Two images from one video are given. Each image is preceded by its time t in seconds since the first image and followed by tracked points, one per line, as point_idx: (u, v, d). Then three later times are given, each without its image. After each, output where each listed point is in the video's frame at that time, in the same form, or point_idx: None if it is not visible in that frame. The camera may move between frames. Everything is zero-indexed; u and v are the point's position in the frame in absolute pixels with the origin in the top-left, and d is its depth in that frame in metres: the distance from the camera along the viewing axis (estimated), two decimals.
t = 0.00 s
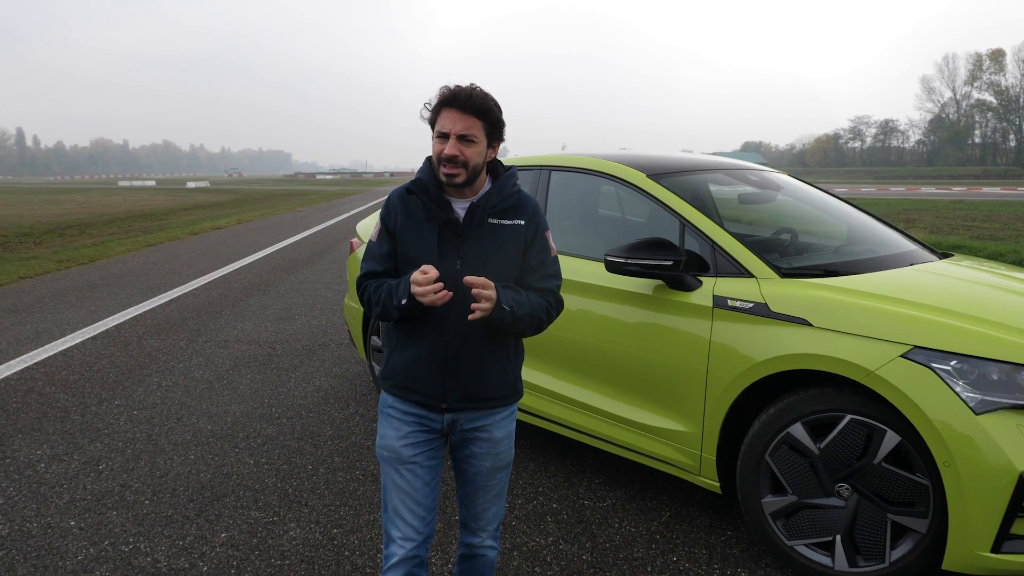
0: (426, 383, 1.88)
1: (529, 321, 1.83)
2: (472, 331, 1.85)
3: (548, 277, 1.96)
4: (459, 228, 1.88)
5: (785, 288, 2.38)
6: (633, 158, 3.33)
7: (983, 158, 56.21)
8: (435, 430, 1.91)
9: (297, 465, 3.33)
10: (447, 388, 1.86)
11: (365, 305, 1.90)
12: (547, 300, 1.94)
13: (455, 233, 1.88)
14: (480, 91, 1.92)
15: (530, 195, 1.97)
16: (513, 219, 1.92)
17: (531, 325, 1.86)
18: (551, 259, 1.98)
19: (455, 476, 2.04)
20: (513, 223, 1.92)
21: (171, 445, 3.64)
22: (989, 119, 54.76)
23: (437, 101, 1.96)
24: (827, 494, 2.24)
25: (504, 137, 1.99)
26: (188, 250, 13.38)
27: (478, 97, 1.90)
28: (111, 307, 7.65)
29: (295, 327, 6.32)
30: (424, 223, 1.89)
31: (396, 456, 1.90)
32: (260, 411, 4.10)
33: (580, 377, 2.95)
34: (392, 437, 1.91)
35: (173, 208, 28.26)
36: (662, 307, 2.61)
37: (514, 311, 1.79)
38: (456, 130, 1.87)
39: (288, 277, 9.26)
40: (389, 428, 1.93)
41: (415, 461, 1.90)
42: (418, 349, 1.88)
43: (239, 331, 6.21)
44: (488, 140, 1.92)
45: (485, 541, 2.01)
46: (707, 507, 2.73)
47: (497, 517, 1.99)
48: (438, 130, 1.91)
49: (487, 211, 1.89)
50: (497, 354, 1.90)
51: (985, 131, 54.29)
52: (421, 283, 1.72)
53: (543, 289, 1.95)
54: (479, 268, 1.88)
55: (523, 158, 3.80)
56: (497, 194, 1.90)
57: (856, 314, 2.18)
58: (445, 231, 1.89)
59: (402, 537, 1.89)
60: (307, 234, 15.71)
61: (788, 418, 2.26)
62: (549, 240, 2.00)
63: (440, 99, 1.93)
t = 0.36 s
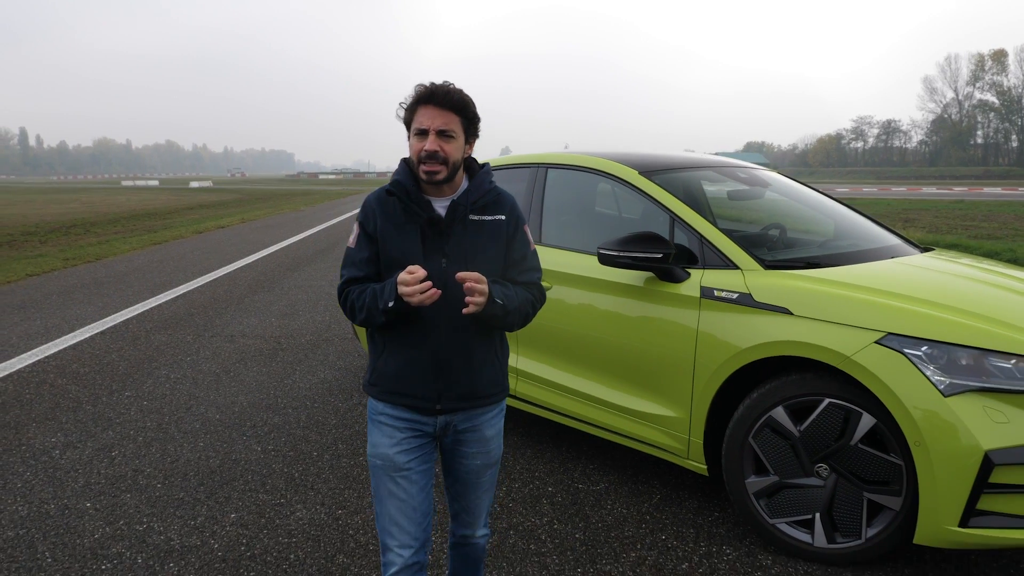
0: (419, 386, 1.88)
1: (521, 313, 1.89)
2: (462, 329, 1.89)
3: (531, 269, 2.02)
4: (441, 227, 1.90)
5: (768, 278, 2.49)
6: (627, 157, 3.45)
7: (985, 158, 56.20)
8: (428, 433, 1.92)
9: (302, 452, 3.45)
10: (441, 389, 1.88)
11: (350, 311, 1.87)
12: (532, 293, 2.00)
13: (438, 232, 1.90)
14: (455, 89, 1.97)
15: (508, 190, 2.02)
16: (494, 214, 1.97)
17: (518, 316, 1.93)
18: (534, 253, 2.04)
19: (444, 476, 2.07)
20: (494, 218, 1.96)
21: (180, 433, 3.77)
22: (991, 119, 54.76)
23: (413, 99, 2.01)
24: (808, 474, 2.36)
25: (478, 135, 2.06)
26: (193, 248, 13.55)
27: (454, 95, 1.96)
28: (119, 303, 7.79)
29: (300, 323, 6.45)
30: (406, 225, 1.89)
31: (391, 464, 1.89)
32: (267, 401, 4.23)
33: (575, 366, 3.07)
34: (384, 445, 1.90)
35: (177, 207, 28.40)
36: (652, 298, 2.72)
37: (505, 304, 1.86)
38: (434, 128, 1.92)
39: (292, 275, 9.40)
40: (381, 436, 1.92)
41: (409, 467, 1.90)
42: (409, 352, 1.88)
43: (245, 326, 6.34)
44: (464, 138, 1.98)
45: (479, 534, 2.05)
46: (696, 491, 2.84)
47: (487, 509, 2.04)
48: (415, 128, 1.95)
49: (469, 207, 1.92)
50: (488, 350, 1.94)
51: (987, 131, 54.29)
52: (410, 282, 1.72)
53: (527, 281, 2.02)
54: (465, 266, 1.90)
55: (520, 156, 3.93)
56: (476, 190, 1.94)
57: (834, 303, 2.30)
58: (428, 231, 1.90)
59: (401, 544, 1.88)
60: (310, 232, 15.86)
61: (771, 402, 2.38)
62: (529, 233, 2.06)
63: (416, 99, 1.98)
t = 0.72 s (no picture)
0: (394, 382, 1.84)
1: (501, 297, 1.86)
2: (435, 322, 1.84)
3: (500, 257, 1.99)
4: (406, 219, 1.85)
5: (748, 273, 2.61)
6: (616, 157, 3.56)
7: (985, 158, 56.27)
8: (407, 433, 1.88)
9: (303, 442, 3.57)
10: (417, 383, 1.84)
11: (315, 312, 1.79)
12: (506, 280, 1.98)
13: (403, 224, 1.84)
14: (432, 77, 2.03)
15: (471, 182, 1.99)
16: (460, 205, 1.93)
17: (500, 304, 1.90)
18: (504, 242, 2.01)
19: (437, 482, 1.98)
20: (460, 209, 1.93)
21: (184, 425, 3.89)
22: (991, 119, 54.83)
23: (388, 84, 2.00)
24: (785, 460, 2.47)
25: (445, 130, 2.12)
26: (195, 247, 13.70)
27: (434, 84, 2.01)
28: (122, 301, 7.91)
29: (300, 320, 6.57)
30: (369, 219, 1.83)
31: (372, 467, 1.86)
32: (268, 395, 4.35)
33: (566, 359, 3.19)
34: (363, 448, 1.87)
35: (178, 207, 28.55)
36: (639, 293, 2.84)
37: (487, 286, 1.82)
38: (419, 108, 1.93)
39: (293, 273, 9.53)
40: (359, 438, 1.87)
41: (389, 467, 1.88)
42: (381, 349, 1.83)
43: (247, 323, 6.47)
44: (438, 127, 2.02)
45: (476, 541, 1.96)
46: (681, 478, 2.95)
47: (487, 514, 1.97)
48: (394, 108, 1.93)
49: (434, 198, 1.88)
50: (464, 340, 1.91)
51: (987, 131, 54.44)
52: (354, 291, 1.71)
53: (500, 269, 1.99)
54: (432, 257, 1.85)
55: (514, 156, 4.04)
56: (441, 180, 1.91)
57: (810, 297, 2.41)
58: (392, 223, 1.84)
59: (384, 540, 1.91)
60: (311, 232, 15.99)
61: (750, 392, 2.50)
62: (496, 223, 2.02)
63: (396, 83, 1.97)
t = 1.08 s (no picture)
0: (379, 381, 1.92)
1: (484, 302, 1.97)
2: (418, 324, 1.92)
3: (482, 262, 2.09)
4: (392, 224, 1.93)
5: (726, 269, 2.73)
6: (603, 158, 3.69)
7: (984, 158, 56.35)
8: (392, 430, 1.96)
9: (301, 434, 3.69)
10: (401, 383, 1.92)
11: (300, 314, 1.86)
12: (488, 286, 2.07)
13: (388, 228, 1.93)
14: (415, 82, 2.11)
15: (457, 188, 2.07)
16: (445, 210, 2.01)
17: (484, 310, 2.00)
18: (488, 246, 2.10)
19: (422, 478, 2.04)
20: (445, 214, 2.01)
21: (186, 418, 4.01)
22: (990, 119, 54.92)
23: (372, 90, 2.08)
24: (760, 447, 2.59)
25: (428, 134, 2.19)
26: (197, 246, 13.84)
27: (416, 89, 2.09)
28: (125, 300, 8.04)
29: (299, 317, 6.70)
30: (356, 224, 1.91)
31: (360, 461, 1.96)
32: (267, 389, 4.47)
33: (553, 353, 3.31)
34: (352, 443, 1.96)
35: (178, 207, 28.66)
36: (622, 288, 2.96)
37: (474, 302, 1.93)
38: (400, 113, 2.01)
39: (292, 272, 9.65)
40: (348, 434, 1.97)
41: (377, 461, 1.97)
42: (367, 350, 1.91)
43: (247, 321, 6.59)
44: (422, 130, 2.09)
45: (460, 544, 1.96)
46: (664, 467, 3.07)
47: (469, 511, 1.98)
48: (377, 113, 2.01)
49: (419, 203, 1.97)
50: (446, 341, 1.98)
51: (985, 132, 54.53)
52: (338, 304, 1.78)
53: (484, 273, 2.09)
54: (418, 261, 1.93)
55: (505, 158, 4.17)
56: (426, 186, 1.99)
57: (783, 292, 2.54)
58: (378, 228, 1.93)
59: (373, 526, 2.02)
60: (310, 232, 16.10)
61: (727, 382, 2.63)
62: (480, 228, 2.11)
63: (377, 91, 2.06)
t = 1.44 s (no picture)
0: (379, 385, 1.93)
1: (493, 316, 1.95)
2: (420, 329, 1.93)
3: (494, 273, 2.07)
4: (400, 230, 1.95)
5: (708, 266, 2.86)
6: (594, 159, 3.81)
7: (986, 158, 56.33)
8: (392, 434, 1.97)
9: (302, 425, 3.82)
10: (399, 388, 1.92)
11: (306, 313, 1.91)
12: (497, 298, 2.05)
13: (397, 233, 1.95)
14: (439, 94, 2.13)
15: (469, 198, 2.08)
16: (455, 219, 2.02)
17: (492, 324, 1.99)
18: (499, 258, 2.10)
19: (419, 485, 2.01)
20: (454, 223, 2.02)
21: (192, 410, 4.15)
22: (991, 119, 54.91)
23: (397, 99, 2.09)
24: (739, 435, 2.72)
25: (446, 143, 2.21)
26: (200, 246, 14.00)
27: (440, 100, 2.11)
28: (130, 298, 8.19)
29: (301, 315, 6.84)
30: (366, 226, 1.95)
31: (362, 462, 1.98)
32: (270, 383, 4.61)
33: (545, 347, 3.44)
34: (354, 444, 1.99)
35: (181, 207, 28.83)
36: (609, 284, 3.09)
37: (483, 312, 1.92)
38: (424, 124, 2.03)
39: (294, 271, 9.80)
40: (351, 435, 2.00)
41: (378, 464, 1.99)
42: (369, 352, 1.93)
43: (250, 318, 6.74)
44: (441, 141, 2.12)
45: (450, 557, 1.93)
46: (651, 456, 3.20)
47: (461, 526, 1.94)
48: (399, 122, 2.03)
49: (429, 210, 1.98)
50: (450, 350, 1.97)
51: (987, 131, 54.53)
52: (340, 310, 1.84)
53: (494, 285, 2.08)
54: (424, 268, 1.95)
55: (500, 159, 4.30)
56: (436, 195, 2.01)
57: (761, 287, 2.67)
58: (388, 233, 1.95)
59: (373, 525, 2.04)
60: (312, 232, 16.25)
61: (708, 373, 2.75)
62: (492, 239, 2.10)
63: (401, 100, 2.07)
